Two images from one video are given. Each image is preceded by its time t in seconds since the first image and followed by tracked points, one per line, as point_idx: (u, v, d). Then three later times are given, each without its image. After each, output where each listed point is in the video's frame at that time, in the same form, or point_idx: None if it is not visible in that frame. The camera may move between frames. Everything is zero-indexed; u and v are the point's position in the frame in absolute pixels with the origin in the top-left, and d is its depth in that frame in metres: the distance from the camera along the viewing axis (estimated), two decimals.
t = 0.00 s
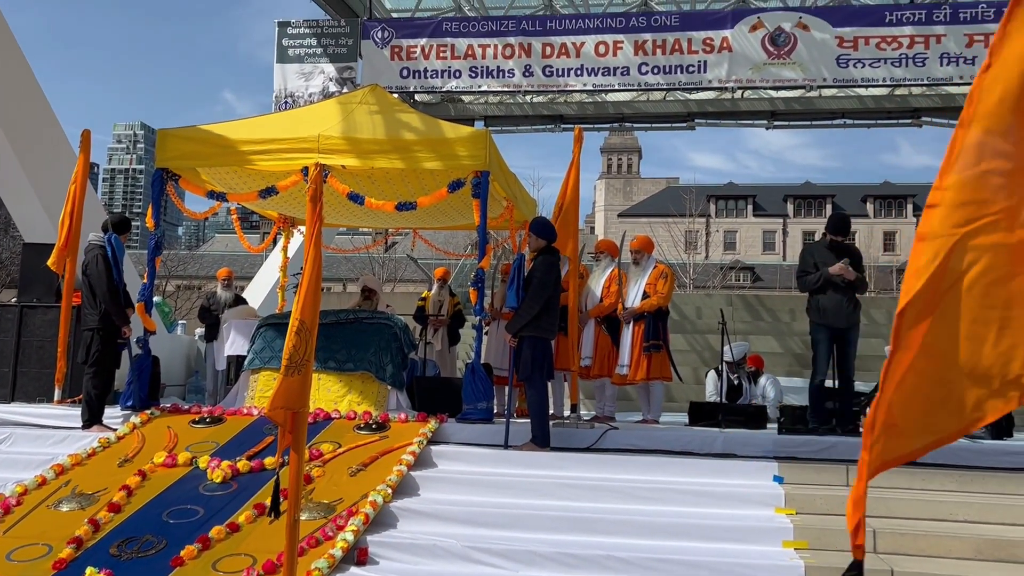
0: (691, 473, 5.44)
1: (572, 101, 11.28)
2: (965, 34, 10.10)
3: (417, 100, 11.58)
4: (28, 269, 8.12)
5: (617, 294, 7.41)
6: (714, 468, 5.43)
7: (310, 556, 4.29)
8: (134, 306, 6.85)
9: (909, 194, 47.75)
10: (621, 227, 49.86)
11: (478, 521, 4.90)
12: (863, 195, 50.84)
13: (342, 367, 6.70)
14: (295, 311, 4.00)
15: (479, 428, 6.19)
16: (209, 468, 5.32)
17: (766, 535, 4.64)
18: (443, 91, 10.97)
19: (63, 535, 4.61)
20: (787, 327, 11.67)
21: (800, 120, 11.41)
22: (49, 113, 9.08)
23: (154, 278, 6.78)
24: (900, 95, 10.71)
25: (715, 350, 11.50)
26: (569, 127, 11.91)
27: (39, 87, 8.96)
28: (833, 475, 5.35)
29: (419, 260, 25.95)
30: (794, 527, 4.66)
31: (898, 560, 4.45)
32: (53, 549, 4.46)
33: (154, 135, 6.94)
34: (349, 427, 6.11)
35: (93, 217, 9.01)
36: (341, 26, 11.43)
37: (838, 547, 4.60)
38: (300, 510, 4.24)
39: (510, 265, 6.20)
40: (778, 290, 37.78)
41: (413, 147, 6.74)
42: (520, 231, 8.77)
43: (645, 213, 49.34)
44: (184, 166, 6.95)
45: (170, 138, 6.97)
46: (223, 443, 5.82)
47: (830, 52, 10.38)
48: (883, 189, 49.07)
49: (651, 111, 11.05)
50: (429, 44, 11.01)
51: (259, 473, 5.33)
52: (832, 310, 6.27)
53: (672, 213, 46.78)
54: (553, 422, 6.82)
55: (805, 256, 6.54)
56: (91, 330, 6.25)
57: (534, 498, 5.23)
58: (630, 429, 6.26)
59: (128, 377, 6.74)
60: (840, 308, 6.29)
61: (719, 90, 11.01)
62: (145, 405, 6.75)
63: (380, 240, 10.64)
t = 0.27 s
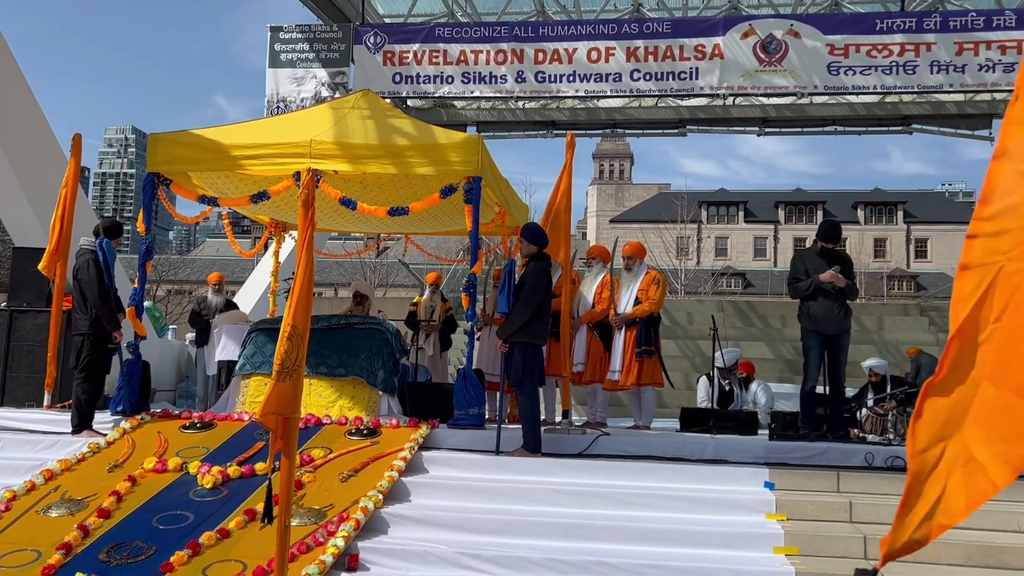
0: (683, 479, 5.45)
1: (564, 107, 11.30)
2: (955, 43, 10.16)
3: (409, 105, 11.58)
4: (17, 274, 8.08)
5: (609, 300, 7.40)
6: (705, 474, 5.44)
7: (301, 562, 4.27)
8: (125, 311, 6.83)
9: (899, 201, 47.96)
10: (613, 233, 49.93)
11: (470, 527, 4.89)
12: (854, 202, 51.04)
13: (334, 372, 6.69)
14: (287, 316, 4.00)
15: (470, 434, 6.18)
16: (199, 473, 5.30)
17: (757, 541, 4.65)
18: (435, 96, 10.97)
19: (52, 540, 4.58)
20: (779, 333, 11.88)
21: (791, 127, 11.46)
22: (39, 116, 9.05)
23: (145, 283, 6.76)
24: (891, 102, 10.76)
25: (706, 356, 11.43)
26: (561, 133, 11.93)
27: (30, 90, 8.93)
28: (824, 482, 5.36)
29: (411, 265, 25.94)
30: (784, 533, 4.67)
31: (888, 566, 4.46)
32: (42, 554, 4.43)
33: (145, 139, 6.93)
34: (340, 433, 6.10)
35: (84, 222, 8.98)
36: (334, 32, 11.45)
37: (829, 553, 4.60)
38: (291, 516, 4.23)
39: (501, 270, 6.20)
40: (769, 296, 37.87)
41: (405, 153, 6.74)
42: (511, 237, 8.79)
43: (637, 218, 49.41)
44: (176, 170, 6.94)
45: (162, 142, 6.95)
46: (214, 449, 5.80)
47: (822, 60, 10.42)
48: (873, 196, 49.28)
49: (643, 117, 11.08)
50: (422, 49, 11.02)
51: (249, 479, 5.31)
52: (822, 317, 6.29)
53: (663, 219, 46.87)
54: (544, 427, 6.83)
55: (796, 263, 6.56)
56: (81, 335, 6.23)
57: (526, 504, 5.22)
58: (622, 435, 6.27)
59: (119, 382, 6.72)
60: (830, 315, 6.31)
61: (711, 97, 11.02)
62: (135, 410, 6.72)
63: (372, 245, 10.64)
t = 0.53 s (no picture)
0: (675, 483, 5.46)
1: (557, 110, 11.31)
2: (946, 48, 10.21)
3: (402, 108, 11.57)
4: (9, 276, 8.05)
5: (601, 304, 7.40)
6: (696, 478, 5.44)
7: (292, 566, 4.27)
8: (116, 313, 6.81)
9: (890, 206, 48.15)
10: (606, 237, 49.99)
11: (462, 531, 4.88)
12: (846, 206, 51.19)
13: (326, 376, 6.68)
14: (279, 319, 3.99)
15: (462, 437, 6.18)
16: (190, 477, 5.29)
17: (749, 545, 4.65)
18: (429, 100, 10.98)
19: (43, 544, 4.57)
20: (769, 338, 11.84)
21: (784, 131, 11.49)
22: (31, 119, 9.03)
23: (137, 285, 6.74)
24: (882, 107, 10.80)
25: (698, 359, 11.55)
26: (554, 136, 11.94)
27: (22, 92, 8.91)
28: (816, 486, 5.37)
29: (403, 268, 25.90)
30: (776, 537, 4.68)
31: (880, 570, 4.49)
32: (32, 558, 4.42)
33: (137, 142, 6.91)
34: (331, 436, 6.09)
35: (76, 224, 8.96)
36: (327, 34, 11.45)
37: (821, 557, 4.62)
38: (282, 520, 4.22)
39: (493, 274, 6.20)
40: (761, 300, 37.95)
41: (398, 156, 6.73)
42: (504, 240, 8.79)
43: (630, 222, 49.48)
44: (168, 173, 6.92)
45: (154, 145, 6.94)
46: (205, 452, 5.79)
47: (814, 65, 10.46)
48: (865, 200, 49.46)
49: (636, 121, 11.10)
50: (415, 52, 11.02)
51: (240, 482, 5.30)
52: (814, 321, 6.31)
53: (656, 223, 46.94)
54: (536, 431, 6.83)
55: (788, 268, 6.58)
56: (72, 338, 6.21)
57: (518, 508, 5.22)
58: (614, 439, 6.27)
59: (110, 385, 6.70)
60: (822, 319, 6.33)
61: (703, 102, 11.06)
62: (126, 413, 6.70)
63: (365, 248, 10.63)
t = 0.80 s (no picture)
0: (668, 485, 5.47)
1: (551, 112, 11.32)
2: (938, 52, 10.26)
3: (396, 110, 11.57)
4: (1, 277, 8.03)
5: (595, 306, 7.39)
6: (689, 480, 5.45)
7: (285, 568, 4.26)
8: (109, 314, 6.79)
9: (883, 209, 48.31)
10: (600, 239, 50.02)
11: (456, 533, 4.88)
12: (839, 209, 51.33)
13: (319, 377, 6.67)
14: (272, 320, 3.99)
15: (456, 439, 6.17)
16: (183, 478, 5.27)
17: (741, 546, 4.66)
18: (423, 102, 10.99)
19: (34, 545, 4.55)
20: (763, 339, 11.86)
21: (777, 134, 11.52)
22: (24, 119, 9.01)
23: (130, 286, 6.72)
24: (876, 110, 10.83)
25: (691, 361, 11.55)
26: (548, 138, 11.94)
27: (15, 93, 8.90)
28: (808, 488, 5.38)
29: (397, 270, 25.90)
30: (768, 539, 4.68)
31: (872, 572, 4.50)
32: (23, 559, 4.40)
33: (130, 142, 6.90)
34: (324, 438, 6.08)
35: (69, 225, 8.95)
36: (322, 36, 11.45)
37: (813, 559, 4.63)
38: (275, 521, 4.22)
39: (486, 275, 6.20)
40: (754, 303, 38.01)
41: (392, 157, 6.73)
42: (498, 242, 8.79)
43: (624, 224, 49.53)
44: (161, 174, 6.91)
45: (148, 146, 6.93)
46: (198, 453, 5.77)
47: (807, 68, 10.49)
48: (858, 203, 49.61)
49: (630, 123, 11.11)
50: (410, 54, 11.02)
51: (233, 484, 5.29)
52: (808, 324, 6.32)
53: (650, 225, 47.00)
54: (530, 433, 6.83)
55: (782, 270, 6.59)
56: (64, 338, 6.20)
57: (512, 510, 5.22)
58: (608, 441, 6.28)
59: (102, 386, 6.68)
60: (815, 322, 6.35)
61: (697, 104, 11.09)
62: (118, 415, 6.69)
63: (358, 250, 10.62)
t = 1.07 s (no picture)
0: (663, 485, 5.47)
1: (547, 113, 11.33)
2: (933, 54, 10.29)
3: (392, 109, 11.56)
4: None
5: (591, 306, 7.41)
6: (683, 480, 5.46)
7: (280, 568, 4.26)
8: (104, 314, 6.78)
9: (878, 210, 48.42)
10: (595, 239, 50.05)
11: (450, 534, 4.88)
12: (834, 210, 51.41)
13: (314, 377, 6.67)
14: (266, 321, 3.99)
15: (451, 439, 6.18)
16: (177, 478, 5.27)
17: (736, 546, 4.67)
18: (419, 102, 10.99)
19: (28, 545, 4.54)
20: (758, 340, 11.89)
21: (772, 135, 11.54)
22: (18, 118, 8.99)
23: (125, 285, 6.71)
24: (870, 111, 10.85)
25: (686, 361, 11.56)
26: (544, 138, 11.95)
27: (9, 92, 8.87)
28: (803, 488, 5.38)
29: (392, 270, 25.88)
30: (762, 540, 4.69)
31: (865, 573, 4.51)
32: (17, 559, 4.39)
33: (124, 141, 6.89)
34: (319, 438, 6.08)
35: (63, 224, 8.93)
36: (317, 35, 11.43)
37: (807, 560, 4.63)
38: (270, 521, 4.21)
39: (481, 275, 6.20)
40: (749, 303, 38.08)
41: (387, 157, 6.73)
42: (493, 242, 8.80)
43: (619, 225, 49.58)
44: (156, 173, 6.90)
45: (143, 145, 6.91)
46: (193, 453, 5.77)
47: (803, 70, 10.51)
48: (853, 204, 49.71)
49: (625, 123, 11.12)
50: (406, 54, 11.01)
51: (227, 484, 5.28)
52: (803, 325, 6.33)
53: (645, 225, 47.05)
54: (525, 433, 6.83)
55: (777, 271, 6.61)
56: (59, 338, 6.19)
57: (506, 510, 5.22)
58: (603, 441, 6.28)
59: (96, 385, 6.67)
60: (810, 322, 6.36)
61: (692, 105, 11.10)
62: (112, 415, 6.67)
63: (353, 249, 10.61)
